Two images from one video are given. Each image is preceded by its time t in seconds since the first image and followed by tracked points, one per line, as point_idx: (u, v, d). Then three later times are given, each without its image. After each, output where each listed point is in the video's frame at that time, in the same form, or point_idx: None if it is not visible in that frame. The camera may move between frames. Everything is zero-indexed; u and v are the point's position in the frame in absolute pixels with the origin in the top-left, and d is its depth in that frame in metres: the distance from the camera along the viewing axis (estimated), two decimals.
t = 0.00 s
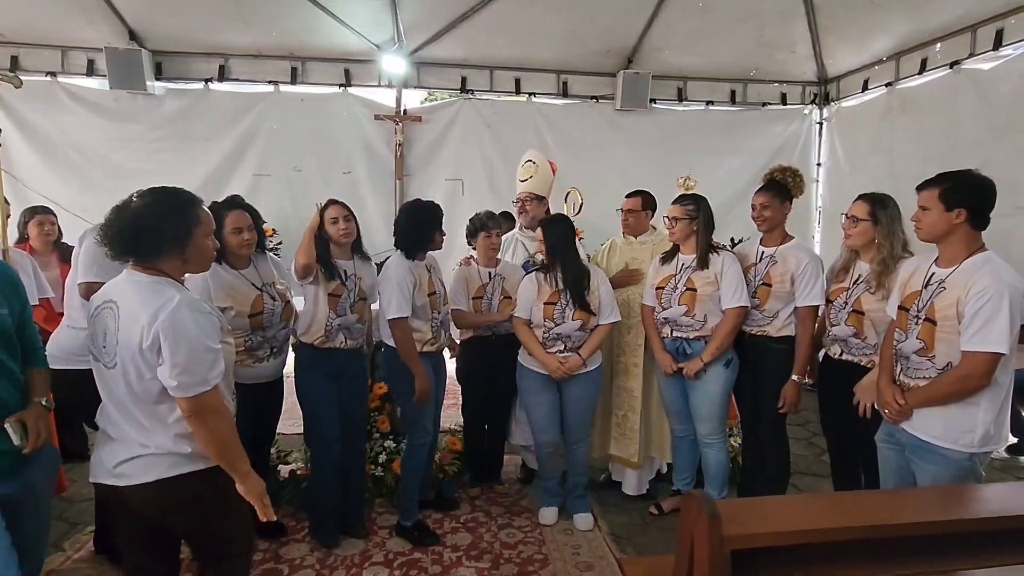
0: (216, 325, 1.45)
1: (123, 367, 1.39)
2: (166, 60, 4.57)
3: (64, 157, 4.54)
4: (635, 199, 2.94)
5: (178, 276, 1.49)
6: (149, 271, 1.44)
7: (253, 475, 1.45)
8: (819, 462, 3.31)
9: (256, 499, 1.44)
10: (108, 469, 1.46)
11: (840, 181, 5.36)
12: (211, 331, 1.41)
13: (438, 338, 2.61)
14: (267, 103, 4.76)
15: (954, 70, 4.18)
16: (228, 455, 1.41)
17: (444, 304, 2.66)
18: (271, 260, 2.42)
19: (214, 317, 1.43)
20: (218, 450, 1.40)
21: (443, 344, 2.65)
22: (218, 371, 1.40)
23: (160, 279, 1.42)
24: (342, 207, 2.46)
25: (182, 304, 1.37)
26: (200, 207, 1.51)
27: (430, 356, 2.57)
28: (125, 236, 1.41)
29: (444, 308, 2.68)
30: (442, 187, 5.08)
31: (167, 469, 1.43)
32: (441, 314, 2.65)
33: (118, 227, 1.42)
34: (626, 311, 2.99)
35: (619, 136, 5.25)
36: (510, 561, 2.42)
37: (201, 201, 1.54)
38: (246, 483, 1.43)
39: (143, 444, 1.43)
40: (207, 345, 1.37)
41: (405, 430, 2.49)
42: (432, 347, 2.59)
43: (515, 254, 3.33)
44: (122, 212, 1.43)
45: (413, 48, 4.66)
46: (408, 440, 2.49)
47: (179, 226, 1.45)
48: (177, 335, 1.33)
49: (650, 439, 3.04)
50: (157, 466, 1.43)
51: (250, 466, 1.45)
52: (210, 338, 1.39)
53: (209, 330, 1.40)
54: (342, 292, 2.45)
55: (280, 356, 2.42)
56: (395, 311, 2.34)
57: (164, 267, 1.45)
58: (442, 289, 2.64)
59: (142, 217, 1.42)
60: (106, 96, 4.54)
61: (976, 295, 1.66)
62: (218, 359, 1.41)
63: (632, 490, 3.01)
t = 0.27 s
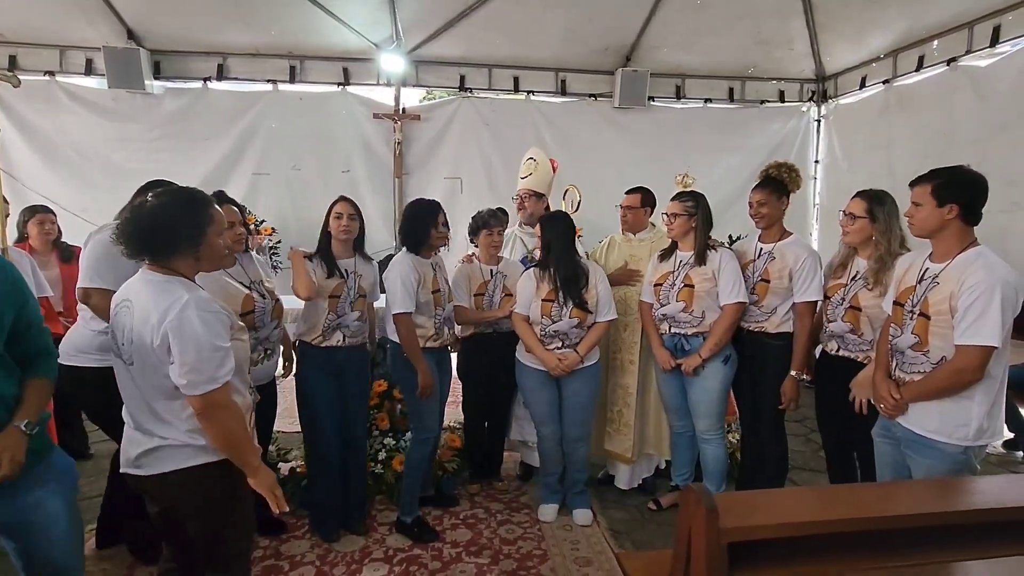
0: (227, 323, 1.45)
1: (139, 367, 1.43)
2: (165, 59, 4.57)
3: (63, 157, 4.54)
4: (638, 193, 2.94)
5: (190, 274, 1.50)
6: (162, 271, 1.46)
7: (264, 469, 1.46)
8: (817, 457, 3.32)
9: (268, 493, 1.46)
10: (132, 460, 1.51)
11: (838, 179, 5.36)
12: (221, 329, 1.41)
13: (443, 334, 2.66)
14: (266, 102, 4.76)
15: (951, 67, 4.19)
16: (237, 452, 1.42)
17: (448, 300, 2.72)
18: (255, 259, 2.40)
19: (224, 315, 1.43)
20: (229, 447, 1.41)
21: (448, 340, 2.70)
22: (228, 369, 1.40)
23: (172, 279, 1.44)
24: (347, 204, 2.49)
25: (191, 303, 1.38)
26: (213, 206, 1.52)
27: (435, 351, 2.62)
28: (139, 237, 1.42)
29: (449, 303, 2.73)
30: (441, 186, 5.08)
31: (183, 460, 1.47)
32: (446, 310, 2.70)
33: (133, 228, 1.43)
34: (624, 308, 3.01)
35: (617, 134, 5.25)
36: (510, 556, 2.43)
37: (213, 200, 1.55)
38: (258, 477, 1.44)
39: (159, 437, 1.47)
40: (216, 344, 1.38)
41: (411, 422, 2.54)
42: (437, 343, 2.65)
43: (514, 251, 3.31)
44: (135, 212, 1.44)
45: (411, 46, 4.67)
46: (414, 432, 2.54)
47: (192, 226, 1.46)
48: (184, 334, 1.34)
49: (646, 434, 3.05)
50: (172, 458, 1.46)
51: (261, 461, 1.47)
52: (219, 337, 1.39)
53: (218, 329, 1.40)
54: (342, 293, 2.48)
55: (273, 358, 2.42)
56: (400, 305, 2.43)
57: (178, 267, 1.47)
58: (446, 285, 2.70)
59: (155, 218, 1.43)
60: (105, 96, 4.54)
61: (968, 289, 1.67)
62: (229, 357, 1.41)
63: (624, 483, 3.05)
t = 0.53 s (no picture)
0: (227, 317, 1.46)
1: (144, 359, 1.46)
2: (164, 59, 4.58)
3: (64, 156, 4.55)
4: (636, 190, 2.95)
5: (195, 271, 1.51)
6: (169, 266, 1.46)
7: (267, 466, 1.45)
8: (815, 454, 3.33)
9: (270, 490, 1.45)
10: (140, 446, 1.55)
11: (838, 176, 5.36)
12: (220, 323, 1.43)
13: (443, 329, 2.69)
14: (266, 101, 4.77)
15: (950, 63, 4.18)
16: (240, 446, 1.43)
17: (448, 296, 2.73)
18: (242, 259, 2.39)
19: (222, 309, 1.44)
20: (230, 441, 1.42)
21: (448, 336, 2.73)
22: (227, 362, 1.41)
23: (177, 274, 1.45)
24: (342, 204, 2.50)
25: (189, 298, 1.39)
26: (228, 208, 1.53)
27: (435, 347, 2.66)
28: (155, 230, 1.43)
29: (449, 299, 2.76)
30: (440, 184, 5.09)
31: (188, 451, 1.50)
32: (446, 305, 2.72)
33: (152, 221, 1.43)
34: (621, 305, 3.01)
35: (617, 132, 5.25)
36: (508, 552, 2.45)
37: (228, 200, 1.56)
38: (259, 474, 1.43)
39: (160, 427, 1.51)
40: (213, 338, 1.39)
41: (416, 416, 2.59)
42: (438, 339, 2.68)
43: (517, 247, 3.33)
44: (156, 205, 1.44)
45: (410, 45, 4.67)
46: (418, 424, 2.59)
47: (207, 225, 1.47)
48: (182, 329, 1.36)
49: (643, 431, 3.06)
50: (170, 448, 1.50)
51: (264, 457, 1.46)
52: (216, 331, 1.40)
53: (216, 323, 1.41)
54: (337, 292, 2.48)
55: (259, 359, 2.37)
56: (400, 300, 2.48)
57: (186, 264, 1.48)
58: (446, 281, 2.72)
59: (174, 213, 1.43)
60: (105, 95, 4.56)
61: (960, 285, 1.68)
62: (228, 350, 1.43)
63: (622, 479, 3.06)
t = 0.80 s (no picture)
0: (205, 316, 1.47)
1: (131, 347, 1.52)
2: (164, 58, 4.59)
3: (65, 156, 4.57)
4: (630, 189, 2.95)
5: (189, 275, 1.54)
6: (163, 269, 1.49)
7: (239, 467, 1.47)
8: (814, 454, 3.32)
9: (242, 490, 1.47)
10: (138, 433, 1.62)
11: (839, 175, 5.34)
12: (196, 324, 1.44)
13: (441, 327, 2.69)
14: (265, 100, 4.78)
15: (951, 61, 4.17)
16: (211, 444, 1.44)
17: (447, 294, 2.73)
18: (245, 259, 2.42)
19: (201, 310, 1.45)
20: (201, 438, 1.43)
21: (448, 334, 2.74)
22: (200, 363, 1.43)
23: (165, 273, 1.47)
24: (346, 209, 2.51)
25: (169, 298, 1.41)
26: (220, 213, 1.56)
27: (432, 344, 2.66)
28: (148, 234, 1.46)
29: (448, 297, 2.74)
30: (440, 183, 5.09)
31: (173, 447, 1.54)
32: (445, 303, 2.72)
33: (150, 227, 1.47)
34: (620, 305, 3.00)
35: (616, 131, 5.25)
36: (504, 551, 2.45)
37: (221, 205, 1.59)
38: (230, 474, 1.45)
39: (150, 419, 1.57)
40: (186, 339, 1.40)
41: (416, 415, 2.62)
42: (438, 337, 2.69)
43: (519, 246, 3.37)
44: (151, 211, 1.47)
45: (410, 44, 4.67)
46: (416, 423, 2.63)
47: (199, 232, 1.50)
48: (157, 328, 1.38)
49: (642, 429, 3.07)
50: (157, 439, 1.55)
51: (237, 458, 1.47)
52: (191, 332, 1.42)
53: (191, 324, 1.42)
54: (340, 290, 2.50)
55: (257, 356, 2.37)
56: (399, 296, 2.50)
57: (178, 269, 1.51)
58: (445, 279, 2.73)
59: (167, 220, 1.47)
60: (105, 95, 4.57)
61: (952, 285, 1.68)
62: (202, 351, 1.44)
63: (628, 477, 3.04)
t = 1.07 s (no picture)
0: (197, 315, 1.56)
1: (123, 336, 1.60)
2: (165, 58, 4.62)
3: (67, 156, 4.60)
4: (625, 189, 2.96)
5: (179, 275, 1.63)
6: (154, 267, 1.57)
7: (212, 463, 1.57)
8: (810, 453, 3.33)
9: (209, 487, 1.57)
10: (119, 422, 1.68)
11: (839, 174, 5.33)
12: (188, 321, 1.52)
13: (438, 324, 2.71)
14: (266, 100, 4.81)
15: (952, 60, 4.15)
16: (188, 437, 1.53)
17: (443, 291, 2.75)
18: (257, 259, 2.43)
19: (194, 308, 1.54)
20: (180, 430, 1.52)
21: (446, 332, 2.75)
22: (185, 359, 1.51)
23: (155, 271, 1.56)
24: (353, 215, 2.52)
25: (163, 295, 1.50)
26: (197, 209, 1.65)
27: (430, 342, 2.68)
28: (132, 239, 1.56)
29: (445, 294, 2.77)
30: (440, 182, 5.10)
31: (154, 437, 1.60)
32: (441, 300, 2.74)
33: (148, 227, 1.56)
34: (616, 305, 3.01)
35: (616, 130, 5.25)
36: (499, 549, 2.47)
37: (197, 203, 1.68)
38: (201, 470, 1.55)
39: (132, 410, 1.63)
40: (176, 335, 1.49)
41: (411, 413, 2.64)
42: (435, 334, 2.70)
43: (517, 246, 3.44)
44: (129, 220, 1.58)
45: (409, 43, 4.69)
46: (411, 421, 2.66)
47: (179, 228, 1.59)
48: (151, 322, 1.47)
49: (640, 429, 3.07)
50: (137, 431, 1.61)
51: (210, 454, 1.58)
52: (182, 328, 1.50)
53: (183, 320, 1.51)
54: (340, 289, 2.52)
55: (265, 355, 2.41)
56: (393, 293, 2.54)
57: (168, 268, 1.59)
58: (441, 278, 2.75)
59: (145, 223, 1.56)
60: (106, 95, 4.60)
61: (940, 285, 1.69)
62: (189, 348, 1.53)
63: (628, 477, 3.05)
